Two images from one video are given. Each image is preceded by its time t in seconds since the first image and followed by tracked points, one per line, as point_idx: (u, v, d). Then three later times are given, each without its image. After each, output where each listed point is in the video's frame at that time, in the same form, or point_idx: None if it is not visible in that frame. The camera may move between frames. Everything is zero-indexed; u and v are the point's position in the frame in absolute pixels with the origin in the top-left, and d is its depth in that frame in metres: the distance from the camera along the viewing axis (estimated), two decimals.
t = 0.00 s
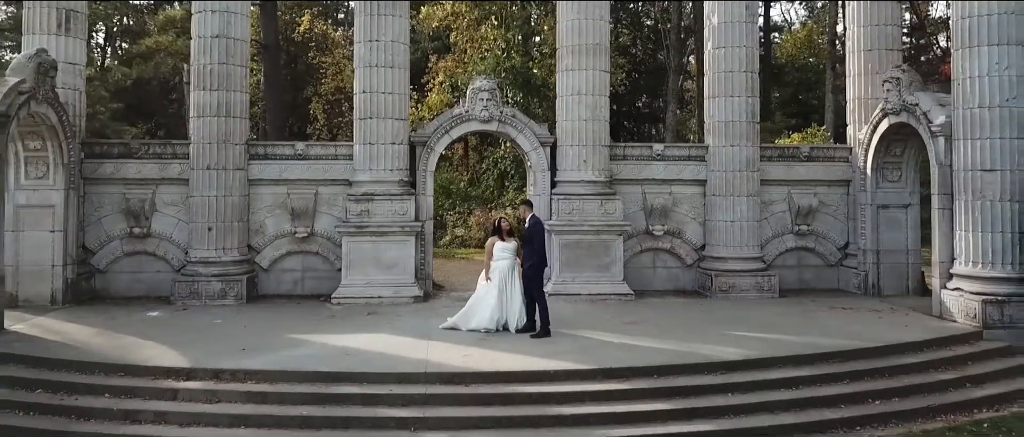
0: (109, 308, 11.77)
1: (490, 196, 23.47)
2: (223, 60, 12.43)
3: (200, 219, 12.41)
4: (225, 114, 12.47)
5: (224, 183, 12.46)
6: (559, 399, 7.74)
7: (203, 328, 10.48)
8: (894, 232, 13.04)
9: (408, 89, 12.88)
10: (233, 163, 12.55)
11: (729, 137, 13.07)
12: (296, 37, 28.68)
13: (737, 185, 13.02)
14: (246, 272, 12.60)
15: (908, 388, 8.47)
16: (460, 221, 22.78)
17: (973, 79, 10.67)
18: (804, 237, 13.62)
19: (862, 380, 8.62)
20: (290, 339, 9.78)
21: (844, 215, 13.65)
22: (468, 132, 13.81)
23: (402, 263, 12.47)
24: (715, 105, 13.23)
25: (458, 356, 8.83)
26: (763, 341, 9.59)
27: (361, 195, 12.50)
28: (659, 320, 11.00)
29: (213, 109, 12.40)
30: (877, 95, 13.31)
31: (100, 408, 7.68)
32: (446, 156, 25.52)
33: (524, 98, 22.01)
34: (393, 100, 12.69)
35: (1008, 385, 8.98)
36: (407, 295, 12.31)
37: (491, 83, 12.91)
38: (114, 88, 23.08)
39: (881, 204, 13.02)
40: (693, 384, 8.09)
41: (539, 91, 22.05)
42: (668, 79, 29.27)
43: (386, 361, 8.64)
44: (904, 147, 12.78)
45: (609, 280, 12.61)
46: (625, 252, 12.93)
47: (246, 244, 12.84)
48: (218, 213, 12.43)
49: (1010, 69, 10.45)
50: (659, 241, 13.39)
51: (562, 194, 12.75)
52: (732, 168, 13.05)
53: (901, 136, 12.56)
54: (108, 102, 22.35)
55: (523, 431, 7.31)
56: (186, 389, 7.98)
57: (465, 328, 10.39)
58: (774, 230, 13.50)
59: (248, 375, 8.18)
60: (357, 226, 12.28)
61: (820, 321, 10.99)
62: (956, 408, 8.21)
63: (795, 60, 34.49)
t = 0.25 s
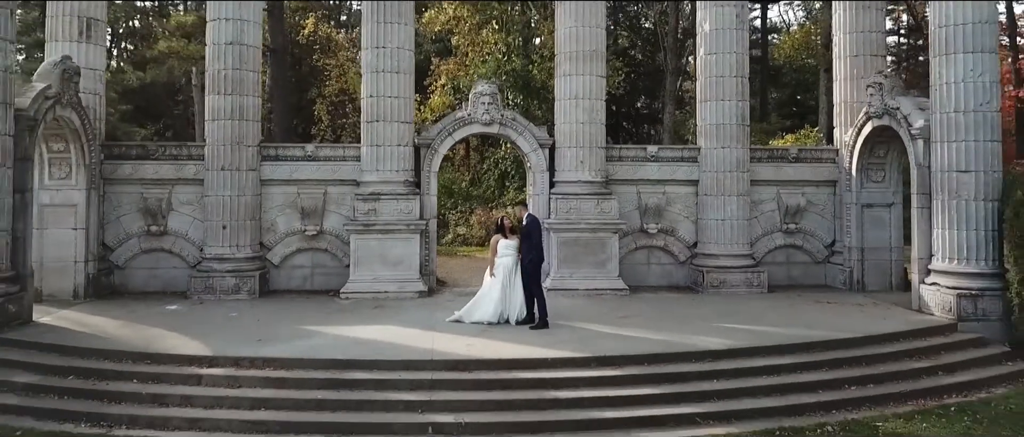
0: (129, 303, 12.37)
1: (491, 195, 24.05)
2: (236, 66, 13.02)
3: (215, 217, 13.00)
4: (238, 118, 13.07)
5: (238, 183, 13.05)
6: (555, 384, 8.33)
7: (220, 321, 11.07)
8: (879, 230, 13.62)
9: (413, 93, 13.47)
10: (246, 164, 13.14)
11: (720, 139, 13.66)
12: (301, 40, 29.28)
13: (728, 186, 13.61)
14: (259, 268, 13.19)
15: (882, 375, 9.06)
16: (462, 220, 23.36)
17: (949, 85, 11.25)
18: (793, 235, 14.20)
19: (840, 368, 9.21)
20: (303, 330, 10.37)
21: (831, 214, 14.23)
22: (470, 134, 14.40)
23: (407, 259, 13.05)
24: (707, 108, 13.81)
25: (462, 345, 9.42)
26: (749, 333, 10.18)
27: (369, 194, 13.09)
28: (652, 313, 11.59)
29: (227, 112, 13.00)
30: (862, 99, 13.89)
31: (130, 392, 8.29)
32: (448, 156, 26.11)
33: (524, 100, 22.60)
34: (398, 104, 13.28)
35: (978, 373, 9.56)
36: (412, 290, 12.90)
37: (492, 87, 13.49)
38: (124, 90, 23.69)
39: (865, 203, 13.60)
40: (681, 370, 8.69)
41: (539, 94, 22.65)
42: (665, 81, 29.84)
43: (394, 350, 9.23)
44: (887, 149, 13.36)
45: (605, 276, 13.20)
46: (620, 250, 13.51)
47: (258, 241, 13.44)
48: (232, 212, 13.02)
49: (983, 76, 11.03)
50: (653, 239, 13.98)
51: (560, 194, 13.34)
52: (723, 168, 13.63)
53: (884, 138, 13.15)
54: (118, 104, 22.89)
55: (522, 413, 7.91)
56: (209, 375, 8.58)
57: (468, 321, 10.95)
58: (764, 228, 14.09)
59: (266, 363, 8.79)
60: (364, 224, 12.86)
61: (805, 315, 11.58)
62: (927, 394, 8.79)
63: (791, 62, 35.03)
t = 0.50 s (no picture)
0: (147, 297, 12.96)
1: (492, 195, 24.62)
2: (249, 71, 13.61)
3: (229, 216, 13.59)
4: (251, 121, 13.66)
5: (250, 183, 13.65)
6: (553, 371, 8.93)
7: (236, 314, 11.67)
8: (864, 229, 14.20)
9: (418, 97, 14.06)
10: (258, 164, 13.74)
11: (712, 141, 14.24)
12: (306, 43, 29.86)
13: (720, 185, 14.19)
14: (270, 265, 13.78)
15: (860, 363, 9.65)
16: (464, 219, 23.93)
17: (929, 90, 11.84)
18: (782, 233, 14.76)
19: (821, 357, 9.80)
20: (315, 322, 10.96)
21: (820, 213, 14.81)
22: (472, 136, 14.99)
23: (413, 256, 13.64)
24: (700, 112, 14.39)
25: (466, 336, 10.02)
26: (737, 325, 10.77)
27: (376, 194, 13.68)
28: (646, 307, 12.18)
29: (240, 116, 13.59)
30: (849, 102, 14.48)
31: (156, 378, 8.89)
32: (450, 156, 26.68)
33: (524, 103, 23.20)
34: (404, 108, 13.88)
35: (952, 362, 10.15)
36: (418, 285, 13.49)
37: (494, 91, 14.08)
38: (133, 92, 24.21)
39: (852, 203, 14.18)
40: (671, 359, 9.28)
41: (539, 96, 23.23)
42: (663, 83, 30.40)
43: (402, 340, 9.83)
44: (872, 150, 13.95)
45: (601, 272, 13.78)
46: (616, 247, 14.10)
47: (270, 239, 14.03)
48: (245, 210, 13.62)
49: (961, 81, 11.61)
50: (648, 237, 14.57)
51: (559, 194, 13.92)
52: (715, 169, 14.21)
53: (869, 140, 13.73)
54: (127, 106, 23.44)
55: (522, 397, 8.50)
56: (230, 363, 9.18)
57: (472, 314, 11.49)
58: (754, 227, 14.68)
59: (283, 351, 9.39)
60: (371, 223, 13.46)
61: (791, 309, 12.16)
62: (901, 381, 9.38)
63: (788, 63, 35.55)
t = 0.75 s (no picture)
0: (164, 292, 13.57)
1: (493, 195, 25.22)
2: (260, 76, 14.22)
3: (242, 214, 14.19)
4: (263, 123, 14.26)
5: (262, 183, 14.25)
6: (551, 359, 9.53)
7: (250, 307, 12.27)
8: (851, 227, 14.78)
9: (423, 101, 14.65)
10: (269, 165, 14.34)
11: (705, 142, 14.83)
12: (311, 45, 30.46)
13: (712, 185, 14.78)
14: (281, 261, 14.38)
15: (841, 353, 10.24)
16: (466, 218, 24.53)
17: (910, 94, 12.41)
18: (773, 231, 15.35)
19: (804, 347, 10.40)
20: (326, 315, 11.57)
21: (809, 212, 15.39)
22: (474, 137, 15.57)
23: (418, 253, 14.24)
24: (693, 114, 14.98)
25: (469, 327, 10.62)
26: (726, 317, 11.37)
27: (382, 193, 14.28)
28: (641, 301, 12.76)
29: (252, 118, 14.19)
30: (836, 105, 15.07)
31: (179, 366, 9.50)
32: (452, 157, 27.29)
33: (524, 105, 23.81)
34: (409, 111, 14.47)
35: (928, 352, 10.74)
36: (423, 281, 14.09)
37: (495, 95, 14.66)
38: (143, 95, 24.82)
39: (839, 202, 14.76)
40: (662, 348, 9.87)
41: (539, 98, 23.83)
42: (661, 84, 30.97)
43: (409, 331, 10.43)
44: (858, 151, 14.54)
45: (598, 268, 14.37)
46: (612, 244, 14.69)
47: (281, 236, 14.62)
48: (257, 209, 14.22)
49: (940, 86, 12.20)
50: (644, 234, 15.15)
51: (558, 193, 14.52)
52: (707, 169, 14.79)
53: (855, 142, 14.32)
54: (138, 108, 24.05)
55: (523, 383, 9.09)
56: (248, 351, 9.80)
57: (475, 308, 12.10)
58: (746, 225, 15.28)
59: (297, 341, 9.99)
60: (378, 221, 14.05)
61: (779, 303, 12.76)
62: (879, 369, 9.97)
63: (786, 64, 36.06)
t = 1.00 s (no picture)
0: (181, 287, 14.17)
1: (495, 194, 25.81)
2: (272, 80, 14.82)
3: (254, 213, 14.80)
4: (273, 125, 14.86)
5: (273, 183, 14.85)
6: (550, 348, 10.14)
7: (263, 301, 12.88)
8: (839, 225, 15.38)
9: (427, 104, 15.25)
10: (280, 165, 14.94)
11: (698, 143, 15.43)
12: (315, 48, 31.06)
13: (705, 185, 15.38)
14: (292, 258, 14.98)
15: (824, 343, 10.85)
16: (468, 216, 25.13)
17: (893, 98, 12.99)
18: (764, 229, 15.95)
19: (789, 338, 11.00)
20: (336, 308, 12.17)
21: (799, 211, 15.98)
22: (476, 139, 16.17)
23: (423, 249, 14.85)
24: (687, 116, 15.58)
25: (473, 319, 11.23)
26: (716, 310, 11.97)
27: (388, 192, 14.89)
28: (636, 296, 13.36)
29: (263, 120, 14.80)
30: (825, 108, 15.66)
31: (201, 355, 10.11)
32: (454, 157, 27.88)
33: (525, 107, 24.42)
34: (414, 113, 15.07)
35: (907, 343, 11.34)
36: (428, 276, 14.69)
37: (497, 98, 15.26)
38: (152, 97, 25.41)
39: (827, 201, 15.36)
40: (654, 338, 10.48)
41: (539, 100, 24.43)
42: (659, 86, 31.54)
43: (416, 323, 11.03)
44: (846, 153, 15.13)
45: (596, 264, 14.98)
46: (609, 242, 15.30)
47: (291, 234, 15.23)
48: (269, 208, 14.83)
49: (921, 90, 12.79)
50: (639, 232, 15.75)
51: (557, 192, 15.12)
52: (701, 170, 15.39)
53: (842, 143, 14.91)
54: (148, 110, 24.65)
55: (524, 370, 9.70)
56: (264, 341, 10.42)
57: (479, 302, 12.68)
58: (738, 223, 15.87)
59: (311, 332, 10.61)
60: (384, 219, 14.66)
61: (768, 298, 13.36)
62: (859, 358, 10.58)
63: (783, 65, 36.73)
